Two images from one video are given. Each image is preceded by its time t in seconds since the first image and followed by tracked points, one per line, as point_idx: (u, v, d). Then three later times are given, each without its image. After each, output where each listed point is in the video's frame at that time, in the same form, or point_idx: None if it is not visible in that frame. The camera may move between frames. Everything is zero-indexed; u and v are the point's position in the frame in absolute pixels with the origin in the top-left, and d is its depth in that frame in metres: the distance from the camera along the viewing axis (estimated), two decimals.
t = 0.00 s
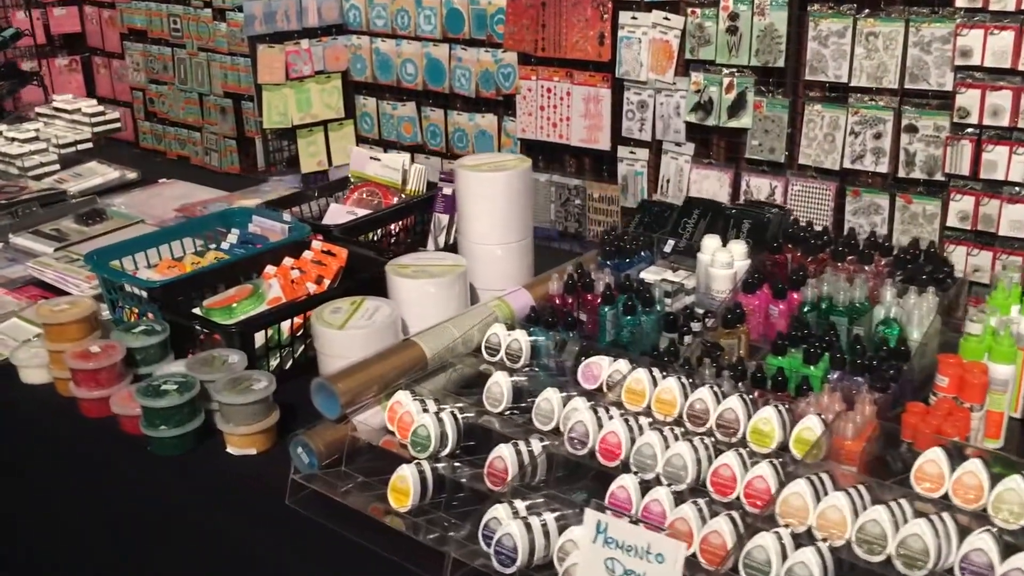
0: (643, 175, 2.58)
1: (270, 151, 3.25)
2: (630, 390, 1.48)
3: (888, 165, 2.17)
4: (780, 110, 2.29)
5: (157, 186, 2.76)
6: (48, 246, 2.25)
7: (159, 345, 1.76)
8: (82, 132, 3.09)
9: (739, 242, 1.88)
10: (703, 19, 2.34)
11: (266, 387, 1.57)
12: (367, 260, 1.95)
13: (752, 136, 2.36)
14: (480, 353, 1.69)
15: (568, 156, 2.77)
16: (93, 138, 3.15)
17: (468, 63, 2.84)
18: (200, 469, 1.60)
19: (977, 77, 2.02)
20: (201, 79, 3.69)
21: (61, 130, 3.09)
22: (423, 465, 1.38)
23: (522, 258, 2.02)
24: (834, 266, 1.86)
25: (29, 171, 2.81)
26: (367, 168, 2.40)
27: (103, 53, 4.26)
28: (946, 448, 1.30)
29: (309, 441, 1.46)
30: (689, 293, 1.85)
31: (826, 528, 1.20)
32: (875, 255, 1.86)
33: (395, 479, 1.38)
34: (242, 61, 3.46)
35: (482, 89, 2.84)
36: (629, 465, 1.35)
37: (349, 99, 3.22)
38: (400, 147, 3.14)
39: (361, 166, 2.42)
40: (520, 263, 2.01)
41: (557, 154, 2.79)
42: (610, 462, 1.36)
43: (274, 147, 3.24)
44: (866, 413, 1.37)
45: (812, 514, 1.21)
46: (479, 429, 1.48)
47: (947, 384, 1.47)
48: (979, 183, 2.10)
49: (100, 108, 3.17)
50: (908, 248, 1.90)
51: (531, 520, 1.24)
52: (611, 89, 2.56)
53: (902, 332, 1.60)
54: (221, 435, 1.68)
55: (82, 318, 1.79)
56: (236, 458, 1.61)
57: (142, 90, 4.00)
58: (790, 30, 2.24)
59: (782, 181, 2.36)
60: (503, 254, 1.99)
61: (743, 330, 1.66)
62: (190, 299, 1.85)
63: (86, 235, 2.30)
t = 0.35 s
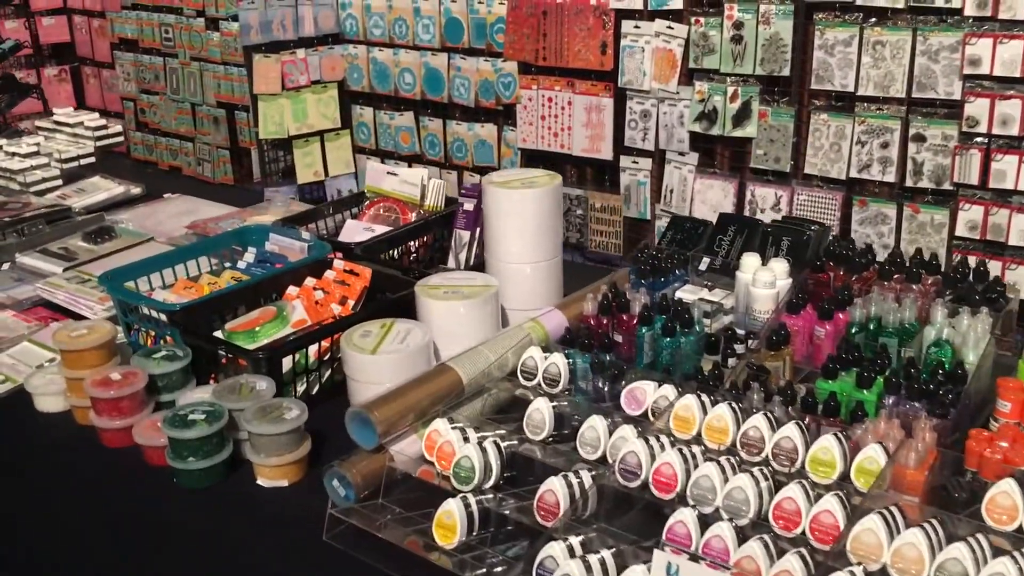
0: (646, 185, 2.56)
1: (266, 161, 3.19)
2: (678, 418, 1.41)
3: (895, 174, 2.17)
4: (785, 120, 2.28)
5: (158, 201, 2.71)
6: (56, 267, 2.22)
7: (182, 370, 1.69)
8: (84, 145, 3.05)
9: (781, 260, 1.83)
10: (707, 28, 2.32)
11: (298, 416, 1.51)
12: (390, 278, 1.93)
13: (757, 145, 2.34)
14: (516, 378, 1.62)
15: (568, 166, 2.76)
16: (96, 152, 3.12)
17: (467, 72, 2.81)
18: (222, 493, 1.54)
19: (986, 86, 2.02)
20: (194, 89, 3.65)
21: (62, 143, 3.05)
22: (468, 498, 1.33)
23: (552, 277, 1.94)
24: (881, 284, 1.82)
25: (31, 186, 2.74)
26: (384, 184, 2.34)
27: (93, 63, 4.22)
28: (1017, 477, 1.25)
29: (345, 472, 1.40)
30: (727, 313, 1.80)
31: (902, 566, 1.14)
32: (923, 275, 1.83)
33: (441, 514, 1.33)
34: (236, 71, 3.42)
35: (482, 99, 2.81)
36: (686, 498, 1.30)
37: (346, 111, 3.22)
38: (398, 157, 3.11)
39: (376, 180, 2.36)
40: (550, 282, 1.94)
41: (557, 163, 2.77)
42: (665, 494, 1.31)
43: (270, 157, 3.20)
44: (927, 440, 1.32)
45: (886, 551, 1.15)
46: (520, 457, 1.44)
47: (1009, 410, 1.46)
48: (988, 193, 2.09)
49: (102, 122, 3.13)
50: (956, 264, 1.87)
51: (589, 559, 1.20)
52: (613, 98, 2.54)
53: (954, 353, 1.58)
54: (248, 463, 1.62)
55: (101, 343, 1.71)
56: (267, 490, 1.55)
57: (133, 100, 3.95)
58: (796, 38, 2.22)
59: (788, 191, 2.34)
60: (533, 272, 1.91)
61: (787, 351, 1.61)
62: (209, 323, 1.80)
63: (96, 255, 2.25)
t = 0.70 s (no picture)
0: (656, 198, 2.53)
1: (270, 173, 3.15)
2: (724, 447, 1.36)
3: (910, 187, 2.14)
4: (798, 132, 2.25)
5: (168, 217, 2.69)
6: (69, 287, 2.17)
7: (203, 396, 1.65)
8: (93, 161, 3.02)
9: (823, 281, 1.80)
10: (719, 40, 2.30)
11: (328, 446, 1.47)
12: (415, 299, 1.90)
13: (770, 158, 2.31)
14: (550, 404, 1.57)
15: (575, 177, 2.73)
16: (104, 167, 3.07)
17: (474, 84, 2.80)
18: (249, 527, 1.51)
19: (1004, 98, 2.00)
20: (197, 101, 3.62)
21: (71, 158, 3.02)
22: (509, 533, 1.27)
23: (581, 298, 1.93)
24: (928, 306, 1.80)
25: (38, 203, 2.70)
26: (405, 202, 2.33)
27: (95, 75, 4.20)
28: None
29: (378, 504, 1.35)
30: (766, 336, 1.78)
31: None
32: (972, 296, 1.80)
33: (481, 550, 1.26)
34: (240, 83, 3.40)
35: (489, 110, 2.79)
36: (739, 534, 1.24)
37: (351, 123, 3.18)
38: (404, 169, 3.09)
39: (396, 198, 2.35)
40: (579, 303, 1.93)
41: (566, 176, 2.75)
42: (716, 530, 1.25)
43: (275, 170, 3.14)
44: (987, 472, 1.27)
45: None
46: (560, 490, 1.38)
47: None
48: (1005, 207, 2.07)
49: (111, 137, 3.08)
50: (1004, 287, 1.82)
51: None
52: (623, 110, 2.52)
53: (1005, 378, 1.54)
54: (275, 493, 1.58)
55: (120, 369, 1.68)
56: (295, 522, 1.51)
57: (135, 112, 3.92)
58: (809, 50, 2.20)
59: (801, 205, 2.31)
60: (562, 293, 1.90)
61: (831, 376, 1.58)
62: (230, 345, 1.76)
63: (109, 273, 2.21)
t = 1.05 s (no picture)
0: (688, 207, 2.50)
1: (297, 181, 3.16)
2: (797, 480, 1.30)
3: (951, 198, 2.11)
4: (835, 141, 2.22)
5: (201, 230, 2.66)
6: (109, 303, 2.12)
7: (251, 420, 1.59)
8: (128, 171, 3.00)
9: (893, 304, 1.74)
10: (755, 47, 2.26)
11: (382, 475, 1.40)
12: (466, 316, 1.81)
13: (806, 167, 2.28)
14: (609, 430, 1.49)
15: (605, 186, 2.71)
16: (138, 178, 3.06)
17: (503, 91, 2.77)
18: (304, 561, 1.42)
19: None
20: (223, 108, 3.62)
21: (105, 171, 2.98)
22: (575, 569, 1.22)
23: (635, 319, 1.83)
24: (1005, 330, 1.73)
25: (73, 215, 2.71)
26: (446, 215, 2.29)
27: (121, 82, 4.21)
28: None
29: (434, 536, 1.28)
30: (830, 360, 1.70)
31: None
32: None
33: None
34: (267, 90, 3.39)
35: (519, 118, 2.77)
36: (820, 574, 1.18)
37: (377, 129, 3.16)
38: (431, 177, 3.07)
39: (439, 212, 2.31)
40: (634, 322, 1.82)
41: (596, 185, 2.73)
42: (795, 570, 1.20)
43: (302, 177, 3.15)
44: None
45: None
46: (625, 522, 1.33)
47: None
48: None
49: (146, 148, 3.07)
50: None
51: None
52: (655, 118, 2.49)
53: None
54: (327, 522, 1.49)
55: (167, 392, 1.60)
56: (349, 554, 1.43)
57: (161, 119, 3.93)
58: (847, 58, 2.16)
59: (838, 215, 2.27)
60: (617, 312, 1.80)
61: (905, 405, 1.51)
62: (277, 366, 1.70)
63: (149, 290, 2.17)
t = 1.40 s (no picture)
0: (722, 209, 2.45)
1: (321, 184, 3.12)
2: (888, 510, 1.16)
3: (997, 199, 2.05)
4: (875, 141, 2.16)
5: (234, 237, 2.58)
6: (143, 316, 1.99)
7: (297, 443, 1.47)
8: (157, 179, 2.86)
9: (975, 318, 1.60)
10: (792, 45, 2.21)
11: (440, 505, 1.29)
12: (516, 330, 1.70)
13: (844, 167, 2.22)
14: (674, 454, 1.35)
15: (634, 187, 2.66)
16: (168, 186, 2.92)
17: (531, 92, 2.73)
18: None
19: None
20: (246, 111, 3.59)
21: (134, 178, 2.84)
22: None
23: (694, 336, 1.69)
24: None
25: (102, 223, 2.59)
26: (489, 223, 2.16)
27: (143, 85, 4.19)
28: None
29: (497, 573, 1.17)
30: (908, 378, 1.56)
31: None
32: None
33: None
34: (290, 92, 3.36)
35: (547, 119, 2.72)
36: None
37: (402, 131, 3.14)
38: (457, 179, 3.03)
39: (481, 221, 2.17)
40: (694, 338, 1.70)
41: (627, 186, 2.67)
42: None
43: (326, 180, 3.11)
44: None
45: None
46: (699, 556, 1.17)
47: None
48: None
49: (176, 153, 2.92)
50: None
51: None
52: (687, 119, 2.44)
53: None
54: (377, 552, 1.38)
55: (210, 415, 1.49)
56: None
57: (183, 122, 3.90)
58: (887, 56, 2.11)
59: (877, 216, 2.22)
60: (677, 328, 1.67)
61: (993, 428, 1.38)
62: (321, 385, 1.58)
63: (184, 301, 2.06)
